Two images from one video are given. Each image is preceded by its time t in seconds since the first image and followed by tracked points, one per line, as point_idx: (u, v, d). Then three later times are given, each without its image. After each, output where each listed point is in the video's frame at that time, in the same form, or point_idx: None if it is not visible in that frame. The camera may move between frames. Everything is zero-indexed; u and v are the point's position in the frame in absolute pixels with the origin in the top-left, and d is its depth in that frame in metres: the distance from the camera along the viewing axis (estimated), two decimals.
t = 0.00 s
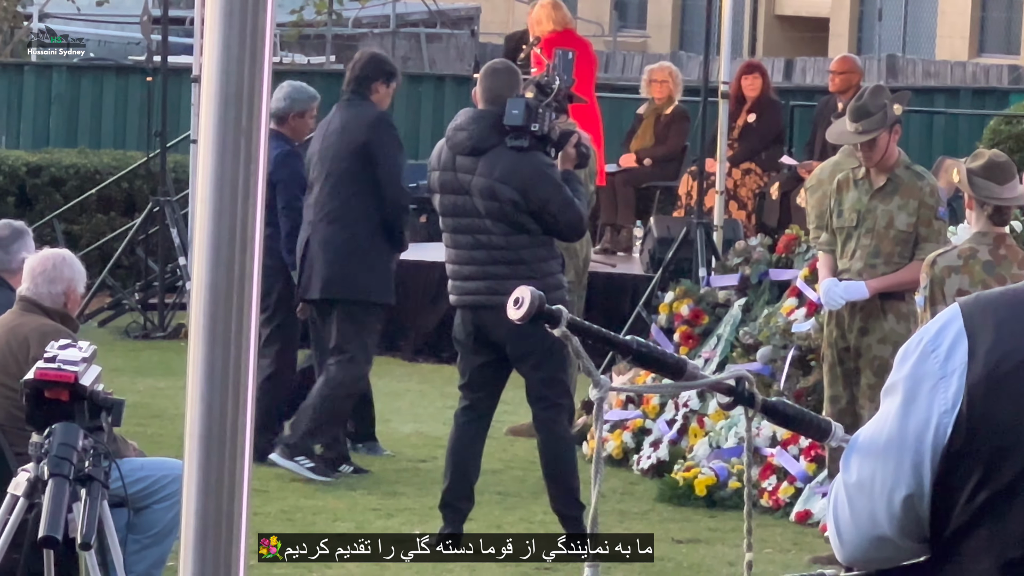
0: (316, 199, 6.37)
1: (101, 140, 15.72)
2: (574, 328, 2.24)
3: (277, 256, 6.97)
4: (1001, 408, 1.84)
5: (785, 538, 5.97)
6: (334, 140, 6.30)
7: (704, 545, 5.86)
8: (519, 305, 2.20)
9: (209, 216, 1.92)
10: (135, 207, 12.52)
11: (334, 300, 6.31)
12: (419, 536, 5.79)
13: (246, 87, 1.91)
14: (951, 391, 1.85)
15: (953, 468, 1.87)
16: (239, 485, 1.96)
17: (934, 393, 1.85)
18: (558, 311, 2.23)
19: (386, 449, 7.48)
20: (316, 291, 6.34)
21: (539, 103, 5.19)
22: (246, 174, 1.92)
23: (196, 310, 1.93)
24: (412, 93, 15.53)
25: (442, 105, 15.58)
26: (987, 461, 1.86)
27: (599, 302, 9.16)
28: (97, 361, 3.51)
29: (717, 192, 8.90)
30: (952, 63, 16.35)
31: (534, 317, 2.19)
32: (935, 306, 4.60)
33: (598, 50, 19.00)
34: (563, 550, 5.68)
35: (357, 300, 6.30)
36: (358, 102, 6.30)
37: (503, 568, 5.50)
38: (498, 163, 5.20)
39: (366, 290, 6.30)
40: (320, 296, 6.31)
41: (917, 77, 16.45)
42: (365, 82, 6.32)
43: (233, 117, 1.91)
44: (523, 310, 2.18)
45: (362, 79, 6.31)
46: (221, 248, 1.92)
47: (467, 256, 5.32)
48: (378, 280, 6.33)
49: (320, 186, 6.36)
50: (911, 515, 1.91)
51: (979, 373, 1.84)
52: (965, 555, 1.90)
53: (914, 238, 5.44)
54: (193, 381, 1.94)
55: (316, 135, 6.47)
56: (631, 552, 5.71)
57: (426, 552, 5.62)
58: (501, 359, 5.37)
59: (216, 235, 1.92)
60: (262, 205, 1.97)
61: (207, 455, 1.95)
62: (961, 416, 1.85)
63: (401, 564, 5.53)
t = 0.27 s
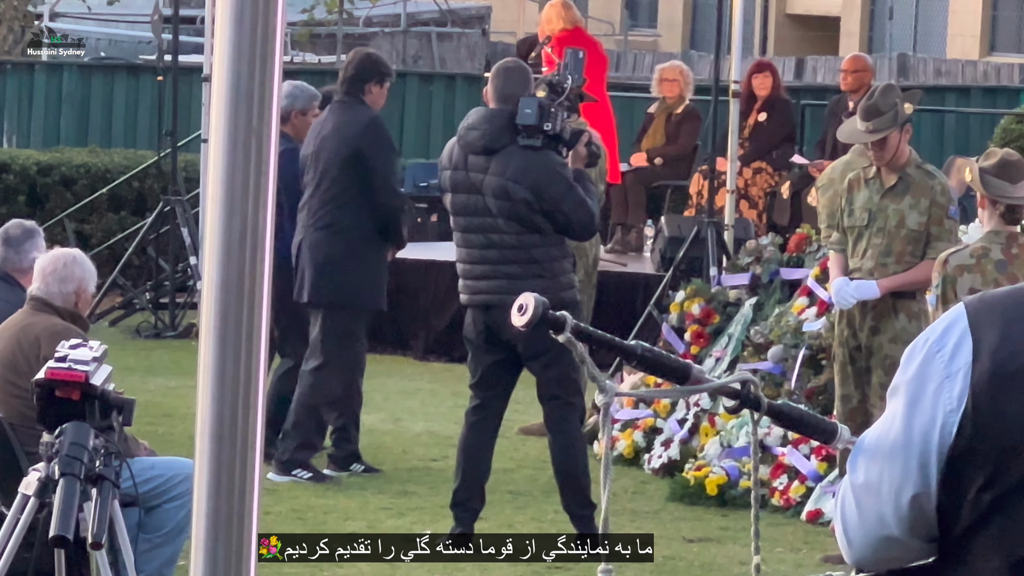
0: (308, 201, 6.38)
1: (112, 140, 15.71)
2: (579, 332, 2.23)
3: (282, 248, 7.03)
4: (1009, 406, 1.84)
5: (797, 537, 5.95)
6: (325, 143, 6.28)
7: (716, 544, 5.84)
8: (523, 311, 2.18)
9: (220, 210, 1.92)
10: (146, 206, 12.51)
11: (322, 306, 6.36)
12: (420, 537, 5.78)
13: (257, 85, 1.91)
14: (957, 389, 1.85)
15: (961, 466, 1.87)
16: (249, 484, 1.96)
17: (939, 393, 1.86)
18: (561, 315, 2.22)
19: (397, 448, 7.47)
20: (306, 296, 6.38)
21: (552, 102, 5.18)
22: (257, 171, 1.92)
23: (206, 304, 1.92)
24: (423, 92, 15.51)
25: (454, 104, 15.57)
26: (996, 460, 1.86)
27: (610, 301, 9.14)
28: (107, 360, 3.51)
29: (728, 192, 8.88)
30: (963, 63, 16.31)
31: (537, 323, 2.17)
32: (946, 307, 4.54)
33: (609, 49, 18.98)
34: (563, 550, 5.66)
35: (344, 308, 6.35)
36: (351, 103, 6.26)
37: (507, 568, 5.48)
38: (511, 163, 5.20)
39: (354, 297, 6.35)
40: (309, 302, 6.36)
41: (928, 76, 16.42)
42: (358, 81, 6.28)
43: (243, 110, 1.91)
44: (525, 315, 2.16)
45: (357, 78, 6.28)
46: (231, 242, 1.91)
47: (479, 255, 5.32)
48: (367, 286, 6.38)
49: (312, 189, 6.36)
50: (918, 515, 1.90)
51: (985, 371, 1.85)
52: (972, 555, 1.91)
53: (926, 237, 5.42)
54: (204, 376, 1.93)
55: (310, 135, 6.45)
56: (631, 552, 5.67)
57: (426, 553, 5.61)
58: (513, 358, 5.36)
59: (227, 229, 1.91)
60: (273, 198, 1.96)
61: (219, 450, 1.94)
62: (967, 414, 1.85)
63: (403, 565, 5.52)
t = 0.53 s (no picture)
0: (301, 203, 6.39)
1: (122, 141, 15.74)
2: (579, 337, 2.20)
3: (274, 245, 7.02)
4: (1008, 406, 1.90)
5: (807, 538, 5.94)
6: (318, 145, 6.28)
7: (726, 545, 5.83)
8: (523, 315, 2.16)
9: (227, 214, 1.91)
10: (157, 207, 12.52)
11: (314, 308, 6.38)
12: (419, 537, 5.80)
13: (264, 87, 1.91)
14: (958, 392, 1.91)
15: (962, 467, 1.93)
16: (256, 486, 1.97)
17: (941, 395, 1.92)
18: (562, 321, 2.19)
19: (407, 449, 7.47)
20: (297, 298, 6.40)
21: (562, 103, 5.19)
22: (264, 174, 1.92)
23: (213, 309, 1.93)
24: (433, 93, 15.49)
25: (464, 105, 15.55)
26: (996, 459, 1.92)
27: (620, 302, 9.14)
28: (115, 362, 3.52)
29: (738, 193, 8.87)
30: (973, 63, 16.26)
31: (539, 328, 2.16)
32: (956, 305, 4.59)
33: (620, 49, 18.96)
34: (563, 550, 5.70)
35: (337, 311, 6.37)
36: (346, 105, 6.26)
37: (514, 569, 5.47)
38: (521, 164, 5.20)
39: (346, 301, 6.37)
40: (300, 303, 6.39)
41: (938, 77, 16.36)
42: (355, 82, 6.27)
43: (250, 112, 1.91)
44: (527, 320, 2.14)
45: (355, 80, 6.26)
46: (238, 247, 1.91)
47: (488, 256, 5.32)
48: (360, 290, 6.40)
49: (306, 191, 6.37)
50: (922, 515, 1.97)
51: (985, 372, 1.90)
52: (976, 553, 1.97)
53: (935, 238, 5.40)
54: (211, 382, 1.94)
55: (304, 135, 6.45)
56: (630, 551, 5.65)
57: (426, 552, 5.64)
58: (523, 360, 5.32)
59: (233, 233, 1.91)
60: (279, 201, 1.97)
61: (226, 457, 1.94)
62: (968, 415, 1.91)
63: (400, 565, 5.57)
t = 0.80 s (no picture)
0: (303, 205, 6.41)
1: (135, 141, 15.80)
2: (582, 343, 2.20)
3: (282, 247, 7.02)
4: (1008, 407, 1.90)
5: (818, 538, 5.93)
6: (318, 146, 6.31)
7: (737, 545, 5.83)
8: (525, 323, 2.19)
9: (234, 215, 2.02)
10: (169, 207, 12.59)
11: (315, 310, 6.35)
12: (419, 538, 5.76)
13: (269, 94, 2.02)
14: (958, 392, 1.91)
15: (963, 468, 1.93)
16: (262, 473, 2.08)
17: (941, 396, 1.92)
18: (564, 327, 2.21)
19: (418, 450, 7.48)
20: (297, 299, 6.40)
21: (574, 104, 5.18)
22: (270, 177, 2.03)
23: (221, 308, 2.03)
24: (445, 93, 15.51)
25: (477, 105, 15.57)
26: (997, 460, 1.92)
27: (632, 303, 9.14)
28: (122, 363, 3.53)
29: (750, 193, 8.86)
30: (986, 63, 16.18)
31: (541, 334, 2.18)
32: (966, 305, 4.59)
33: (633, 49, 18.95)
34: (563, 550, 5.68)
35: (336, 312, 6.35)
36: (346, 105, 6.26)
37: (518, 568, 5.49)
38: (533, 165, 5.19)
39: (347, 300, 6.33)
40: (300, 305, 6.37)
41: (951, 77, 16.32)
42: (357, 82, 6.26)
43: (257, 117, 2.01)
44: (528, 327, 2.17)
45: (356, 80, 6.26)
46: (245, 248, 2.02)
47: (499, 257, 5.32)
48: (361, 289, 6.37)
49: (307, 193, 6.39)
50: (922, 516, 1.98)
51: (985, 373, 1.90)
52: (979, 554, 1.97)
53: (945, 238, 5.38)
54: (218, 377, 2.04)
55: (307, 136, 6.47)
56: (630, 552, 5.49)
57: (425, 553, 5.61)
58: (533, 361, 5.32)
59: (240, 233, 2.02)
60: (285, 202, 2.07)
61: (232, 451, 2.06)
62: (968, 416, 1.91)
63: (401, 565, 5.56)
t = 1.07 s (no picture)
0: (308, 208, 6.43)
1: (144, 145, 15.85)
2: (575, 344, 2.26)
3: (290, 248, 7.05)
4: (1006, 411, 1.89)
5: (825, 541, 5.92)
6: (322, 149, 6.32)
7: (744, 549, 5.81)
8: (520, 324, 2.22)
9: (234, 220, 2.04)
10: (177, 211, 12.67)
11: (317, 313, 6.37)
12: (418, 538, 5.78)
13: (270, 95, 2.04)
14: (956, 396, 1.91)
15: (960, 472, 1.93)
16: (264, 471, 2.10)
17: (939, 399, 1.91)
18: (558, 328, 2.26)
19: (426, 453, 7.48)
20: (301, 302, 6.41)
21: (582, 107, 5.17)
22: (271, 179, 2.05)
23: (222, 310, 2.05)
24: (454, 96, 15.52)
25: (485, 108, 15.59)
26: (994, 465, 1.92)
27: (640, 306, 9.14)
28: (124, 368, 3.53)
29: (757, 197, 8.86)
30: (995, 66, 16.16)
31: (535, 335, 2.22)
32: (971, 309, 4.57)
33: (642, 52, 18.96)
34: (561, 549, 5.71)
35: (341, 315, 6.36)
36: (350, 109, 6.25)
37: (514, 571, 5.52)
38: (541, 169, 5.19)
39: (349, 304, 6.34)
40: (303, 308, 6.39)
41: (960, 80, 16.29)
42: (361, 85, 6.25)
43: (258, 122, 2.03)
44: (522, 327, 2.21)
45: (361, 83, 6.24)
46: (247, 253, 2.04)
47: (506, 261, 5.32)
48: (365, 292, 6.37)
49: (312, 195, 6.41)
50: (919, 520, 1.97)
51: (983, 376, 1.90)
52: (975, 557, 1.97)
53: (951, 241, 5.38)
54: (219, 382, 2.06)
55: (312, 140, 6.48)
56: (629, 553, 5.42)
57: (426, 552, 5.65)
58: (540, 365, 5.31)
59: (241, 238, 2.04)
60: (285, 204, 2.09)
61: (233, 456, 2.08)
62: (966, 420, 1.91)
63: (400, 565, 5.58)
